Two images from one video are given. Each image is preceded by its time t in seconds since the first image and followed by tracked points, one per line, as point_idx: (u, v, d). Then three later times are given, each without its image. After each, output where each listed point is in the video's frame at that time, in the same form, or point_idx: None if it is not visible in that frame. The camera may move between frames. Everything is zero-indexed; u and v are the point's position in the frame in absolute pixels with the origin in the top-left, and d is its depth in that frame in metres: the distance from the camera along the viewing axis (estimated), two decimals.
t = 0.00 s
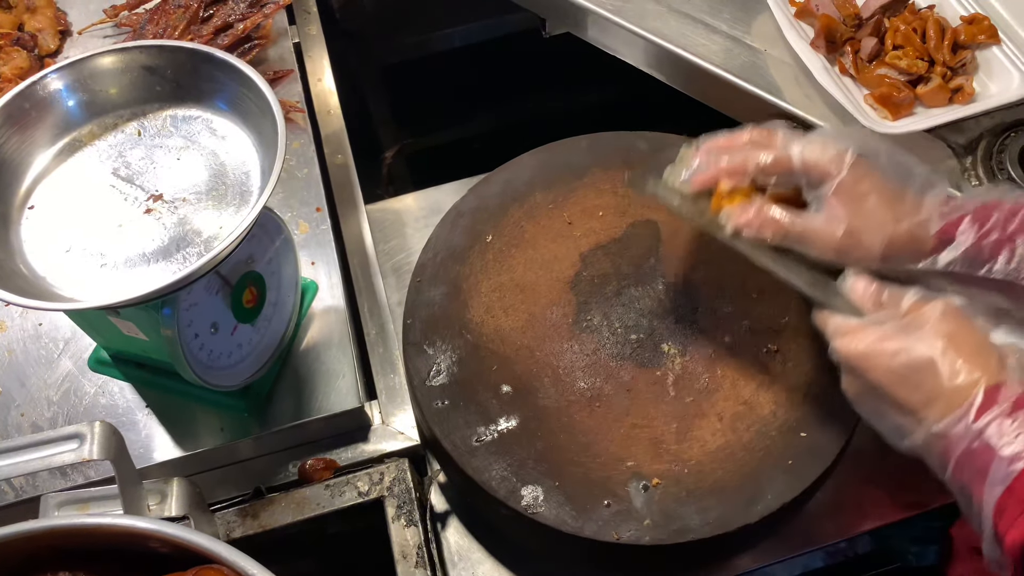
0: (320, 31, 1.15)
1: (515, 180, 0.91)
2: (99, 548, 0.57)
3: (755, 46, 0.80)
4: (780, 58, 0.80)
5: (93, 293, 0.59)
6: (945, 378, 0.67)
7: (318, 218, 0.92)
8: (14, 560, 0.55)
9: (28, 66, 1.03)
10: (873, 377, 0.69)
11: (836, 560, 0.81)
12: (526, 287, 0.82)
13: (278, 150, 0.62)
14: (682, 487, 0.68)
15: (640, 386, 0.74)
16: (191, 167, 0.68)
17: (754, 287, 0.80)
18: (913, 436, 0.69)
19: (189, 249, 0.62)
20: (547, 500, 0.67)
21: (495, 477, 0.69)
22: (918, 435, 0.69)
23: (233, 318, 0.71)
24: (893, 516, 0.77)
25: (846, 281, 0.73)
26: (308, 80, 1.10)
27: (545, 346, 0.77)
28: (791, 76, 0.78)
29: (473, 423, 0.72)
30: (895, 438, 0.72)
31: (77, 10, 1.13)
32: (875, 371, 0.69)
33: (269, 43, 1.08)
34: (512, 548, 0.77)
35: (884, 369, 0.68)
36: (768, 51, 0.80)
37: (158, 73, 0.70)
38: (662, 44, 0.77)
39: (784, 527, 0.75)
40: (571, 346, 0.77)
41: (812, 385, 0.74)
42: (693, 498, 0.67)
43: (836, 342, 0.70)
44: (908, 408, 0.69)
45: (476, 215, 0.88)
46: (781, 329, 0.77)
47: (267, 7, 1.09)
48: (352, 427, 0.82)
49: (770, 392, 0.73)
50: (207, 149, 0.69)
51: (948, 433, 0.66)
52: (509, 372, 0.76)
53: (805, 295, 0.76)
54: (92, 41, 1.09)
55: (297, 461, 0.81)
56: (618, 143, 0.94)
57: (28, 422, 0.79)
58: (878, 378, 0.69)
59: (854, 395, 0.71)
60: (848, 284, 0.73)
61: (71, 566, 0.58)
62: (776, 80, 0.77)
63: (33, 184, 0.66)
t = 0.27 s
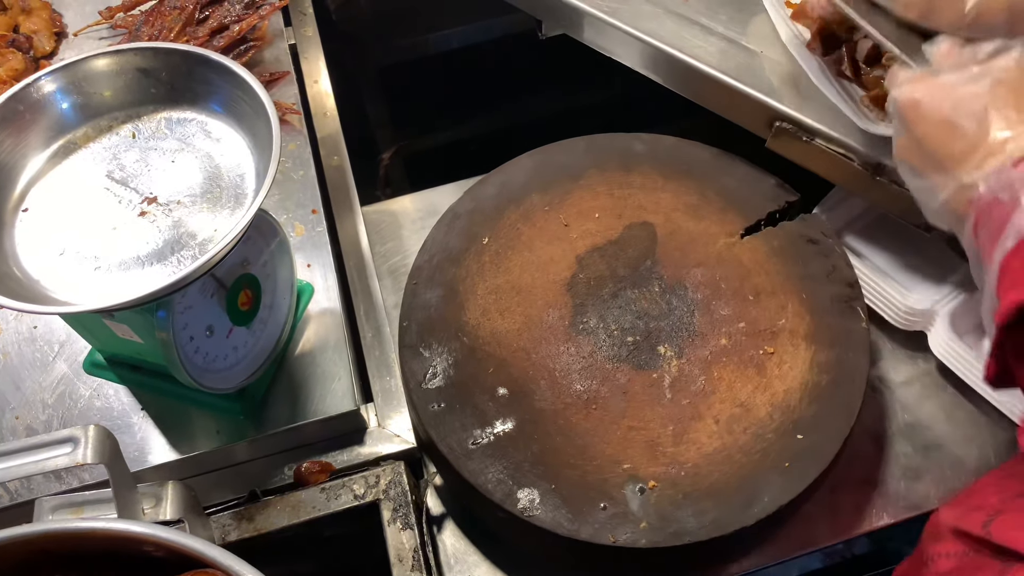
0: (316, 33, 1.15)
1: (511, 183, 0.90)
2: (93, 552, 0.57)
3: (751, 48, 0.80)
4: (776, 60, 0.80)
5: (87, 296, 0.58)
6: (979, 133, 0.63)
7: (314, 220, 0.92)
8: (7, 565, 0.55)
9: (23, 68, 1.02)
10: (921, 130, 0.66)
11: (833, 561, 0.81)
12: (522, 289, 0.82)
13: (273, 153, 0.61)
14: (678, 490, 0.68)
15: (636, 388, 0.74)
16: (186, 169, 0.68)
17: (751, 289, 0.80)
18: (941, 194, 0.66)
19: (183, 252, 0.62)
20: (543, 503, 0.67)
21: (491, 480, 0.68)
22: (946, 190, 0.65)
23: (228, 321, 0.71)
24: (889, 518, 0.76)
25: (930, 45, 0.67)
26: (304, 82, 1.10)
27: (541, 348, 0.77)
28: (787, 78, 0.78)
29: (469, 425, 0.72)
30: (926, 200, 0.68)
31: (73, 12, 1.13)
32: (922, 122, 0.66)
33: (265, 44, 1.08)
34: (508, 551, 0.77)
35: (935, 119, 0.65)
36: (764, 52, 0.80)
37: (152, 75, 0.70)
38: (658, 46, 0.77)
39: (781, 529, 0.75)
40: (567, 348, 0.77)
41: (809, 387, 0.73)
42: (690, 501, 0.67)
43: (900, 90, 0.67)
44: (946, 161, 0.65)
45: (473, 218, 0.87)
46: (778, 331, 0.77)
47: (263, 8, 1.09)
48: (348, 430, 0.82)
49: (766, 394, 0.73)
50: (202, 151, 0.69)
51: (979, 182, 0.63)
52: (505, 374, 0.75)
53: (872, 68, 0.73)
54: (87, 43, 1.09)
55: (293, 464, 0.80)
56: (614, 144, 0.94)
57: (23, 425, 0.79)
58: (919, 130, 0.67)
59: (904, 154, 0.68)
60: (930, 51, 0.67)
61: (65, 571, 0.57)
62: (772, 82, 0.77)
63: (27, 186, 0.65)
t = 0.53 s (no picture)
0: (319, 33, 1.15)
1: (515, 183, 0.90)
2: (98, 553, 0.57)
3: (756, 48, 0.80)
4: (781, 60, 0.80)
5: (93, 297, 0.58)
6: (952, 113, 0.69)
7: (318, 220, 0.92)
8: (13, 567, 0.55)
9: (27, 68, 1.02)
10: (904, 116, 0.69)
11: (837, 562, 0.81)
12: (526, 290, 0.82)
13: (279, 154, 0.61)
14: (684, 491, 0.68)
15: (642, 389, 0.74)
16: (191, 170, 0.68)
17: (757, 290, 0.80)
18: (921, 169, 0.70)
19: (189, 253, 0.61)
20: (549, 504, 0.67)
21: (497, 481, 0.68)
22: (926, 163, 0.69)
23: (233, 322, 0.70)
24: (895, 519, 0.76)
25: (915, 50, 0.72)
26: (308, 82, 1.10)
27: (545, 349, 0.77)
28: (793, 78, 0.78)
29: (474, 426, 0.72)
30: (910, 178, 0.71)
31: (75, 12, 1.12)
32: (907, 109, 0.69)
33: (268, 44, 1.08)
34: (513, 552, 0.77)
35: (914, 102, 0.69)
36: (769, 53, 0.80)
37: (157, 76, 0.70)
38: (663, 46, 0.77)
39: (786, 531, 0.75)
40: (572, 349, 0.77)
41: (814, 388, 0.73)
42: (695, 502, 0.67)
43: (888, 81, 0.70)
44: (925, 139, 0.69)
45: (477, 218, 0.87)
46: (783, 331, 0.77)
47: (266, 8, 1.09)
48: (353, 431, 0.82)
49: (771, 395, 0.73)
50: (207, 151, 0.69)
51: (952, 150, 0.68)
52: (510, 375, 0.75)
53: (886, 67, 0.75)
54: (90, 43, 1.08)
55: (297, 465, 0.80)
56: (618, 145, 0.94)
57: (27, 426, 0.79)
58: (906, 117, 0.69)
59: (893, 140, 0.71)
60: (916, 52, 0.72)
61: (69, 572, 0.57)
62: (777, 82, 0.77)
63: (32, 187, 0.65)
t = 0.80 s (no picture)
0: (319, 31, 1.15)
1: (516, 181, 0.90)
2: (100, 549, 0.57)
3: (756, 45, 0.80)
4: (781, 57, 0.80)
5: (95, 293, 0.59)
6: (899, 192, 0.74)
7: (319, 218, 0.92)
8: (16, 563, 0.55)
9: (28, 67, 1.03)
10: (849, 193, 0.76)
11: (837, 559, 0.81)
12: (527, 287, 0.82)
13: (280, 151, 0.61)
14: (685, 487, 0.68)
15: (642, 385, 0.74)
16: (193, 167, 0.68)
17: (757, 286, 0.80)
18: (868, 254, 0.76)
19: (191, 250, 0.62)
20: (550, 500, 0.67)
21: (498, 477, 0.68)
22: (873, 250, 0.75)
23: (235, 319, 0.71)
24: (895, 515, 0.77)
25: (857, 112, 0.73)
26: (308, 81, 1.10)
27: (546, 346, 0.77)
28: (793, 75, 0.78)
29: (475, 423, 0.72)
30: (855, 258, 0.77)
31: (77, 11, 1.13)
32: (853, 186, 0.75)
33: (269, 43, 1.08)
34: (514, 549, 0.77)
35: (857, 180, 0.75)
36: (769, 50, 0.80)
37: (159, 73, 0.70)
38: (663, 43, 0.77)
39: (787, 527, 0.75)
40: (573, 346, 0.77)
41: (815, 384, 0.74)
42: (696, 498, 0.67)
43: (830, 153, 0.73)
44: (871, 223, 0.75)
45: (478, 216, 0.87)
46: (784, 328, 0.77)
47: (267, 7, 1.09)
48: (354, 428, 0.82)
49: (772, 391, 0.73)
50: (208, 149, 0.69)
51: (899, 242, 0.73)
52: (511, 372, 0.75)
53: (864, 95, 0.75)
54: (91, 42, 1.08)
55: (298, 462, 0.80)
56: (619, 143, 0.94)
57: (29, 423, 0.79)
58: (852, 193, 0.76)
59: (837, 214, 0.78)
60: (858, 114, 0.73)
61: (72, 567, 0.58)
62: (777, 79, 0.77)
63: (35, 183, 0.65)
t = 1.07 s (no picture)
0: (319, 30, 1.15)
1: (515, 177, 0.91)
2: (103, 542, 0.57)
3: (753, 43, 0.81)
4: (778, 54, 0.80)
5: (97, 288, 0.59)
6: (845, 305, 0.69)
7: (319, 215, 0.93)
8: (20, 555, 0.56)
9: (29, 65, 1.03)
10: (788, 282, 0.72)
11: (835, 552, 0.82)
12: (527, 283, 0.83)
13: (281, 147, 0.62)
14: (683, 481, 0.68)
15: (641, 379, 0.75)
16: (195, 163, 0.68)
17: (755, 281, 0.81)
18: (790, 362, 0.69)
19: (193, 245, 0.62)
20: (549, 494, 0.68)
21: (498, 471, 0.69)
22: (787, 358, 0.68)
23: (235, 315, 0.71)
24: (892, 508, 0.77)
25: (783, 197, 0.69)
26: (309, 79, 1.10)
27: (546, 341, 0.78)
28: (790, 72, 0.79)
29: (475, 417, 0.72)
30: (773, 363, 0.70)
31: (77, 10, 1.13)
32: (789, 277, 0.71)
33: (269, 41, 1.08)
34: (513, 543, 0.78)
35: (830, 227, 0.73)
36: (767, 47, 0.81)
37: (160, 70, 0.71)
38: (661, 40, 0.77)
39: (785, 520, 0.75)
40: (572, 341, 0.78)
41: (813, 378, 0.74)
42: (695, 491, 0.68)
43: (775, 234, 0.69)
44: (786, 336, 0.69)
45: (478, 212, 0.88)
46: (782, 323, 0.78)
47: (266, 5, 1.09)
48: (354, 423, 0.82)
49: (770, 386, 0.74)
50: (210, 145, 0.69)
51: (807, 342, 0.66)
52: (510, 367, 0.76)
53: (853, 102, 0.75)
54: (92, 41, 1.09)
55: (299, 457, 0.81)
56: (617, 140, 0.94)
57: (31, 419, 0.80)
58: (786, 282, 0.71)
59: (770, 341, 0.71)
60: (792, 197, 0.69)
61: (76, 560, 0.58)
62: (774, 76, 0.77)
63: (38, 178, 0.66)
